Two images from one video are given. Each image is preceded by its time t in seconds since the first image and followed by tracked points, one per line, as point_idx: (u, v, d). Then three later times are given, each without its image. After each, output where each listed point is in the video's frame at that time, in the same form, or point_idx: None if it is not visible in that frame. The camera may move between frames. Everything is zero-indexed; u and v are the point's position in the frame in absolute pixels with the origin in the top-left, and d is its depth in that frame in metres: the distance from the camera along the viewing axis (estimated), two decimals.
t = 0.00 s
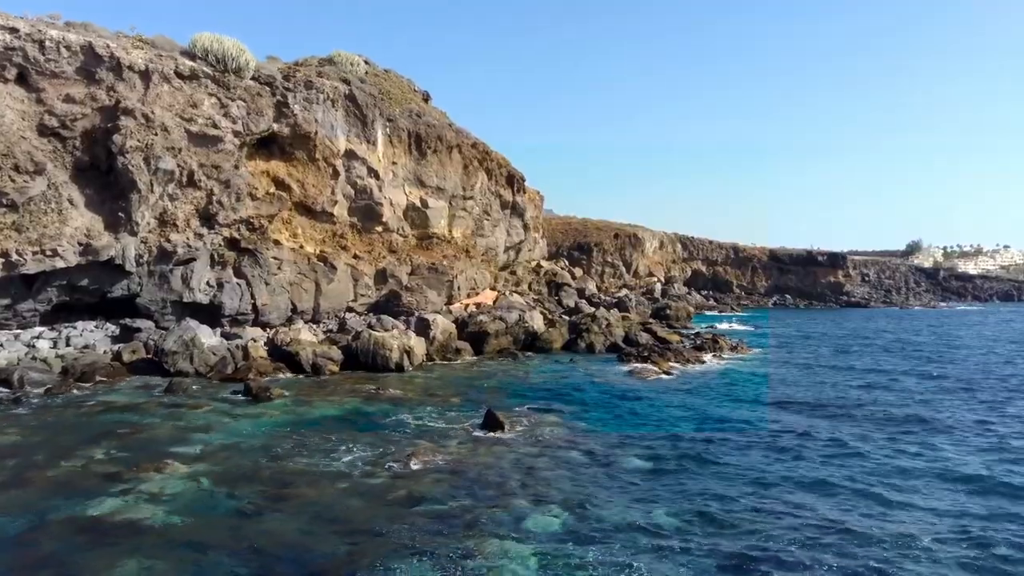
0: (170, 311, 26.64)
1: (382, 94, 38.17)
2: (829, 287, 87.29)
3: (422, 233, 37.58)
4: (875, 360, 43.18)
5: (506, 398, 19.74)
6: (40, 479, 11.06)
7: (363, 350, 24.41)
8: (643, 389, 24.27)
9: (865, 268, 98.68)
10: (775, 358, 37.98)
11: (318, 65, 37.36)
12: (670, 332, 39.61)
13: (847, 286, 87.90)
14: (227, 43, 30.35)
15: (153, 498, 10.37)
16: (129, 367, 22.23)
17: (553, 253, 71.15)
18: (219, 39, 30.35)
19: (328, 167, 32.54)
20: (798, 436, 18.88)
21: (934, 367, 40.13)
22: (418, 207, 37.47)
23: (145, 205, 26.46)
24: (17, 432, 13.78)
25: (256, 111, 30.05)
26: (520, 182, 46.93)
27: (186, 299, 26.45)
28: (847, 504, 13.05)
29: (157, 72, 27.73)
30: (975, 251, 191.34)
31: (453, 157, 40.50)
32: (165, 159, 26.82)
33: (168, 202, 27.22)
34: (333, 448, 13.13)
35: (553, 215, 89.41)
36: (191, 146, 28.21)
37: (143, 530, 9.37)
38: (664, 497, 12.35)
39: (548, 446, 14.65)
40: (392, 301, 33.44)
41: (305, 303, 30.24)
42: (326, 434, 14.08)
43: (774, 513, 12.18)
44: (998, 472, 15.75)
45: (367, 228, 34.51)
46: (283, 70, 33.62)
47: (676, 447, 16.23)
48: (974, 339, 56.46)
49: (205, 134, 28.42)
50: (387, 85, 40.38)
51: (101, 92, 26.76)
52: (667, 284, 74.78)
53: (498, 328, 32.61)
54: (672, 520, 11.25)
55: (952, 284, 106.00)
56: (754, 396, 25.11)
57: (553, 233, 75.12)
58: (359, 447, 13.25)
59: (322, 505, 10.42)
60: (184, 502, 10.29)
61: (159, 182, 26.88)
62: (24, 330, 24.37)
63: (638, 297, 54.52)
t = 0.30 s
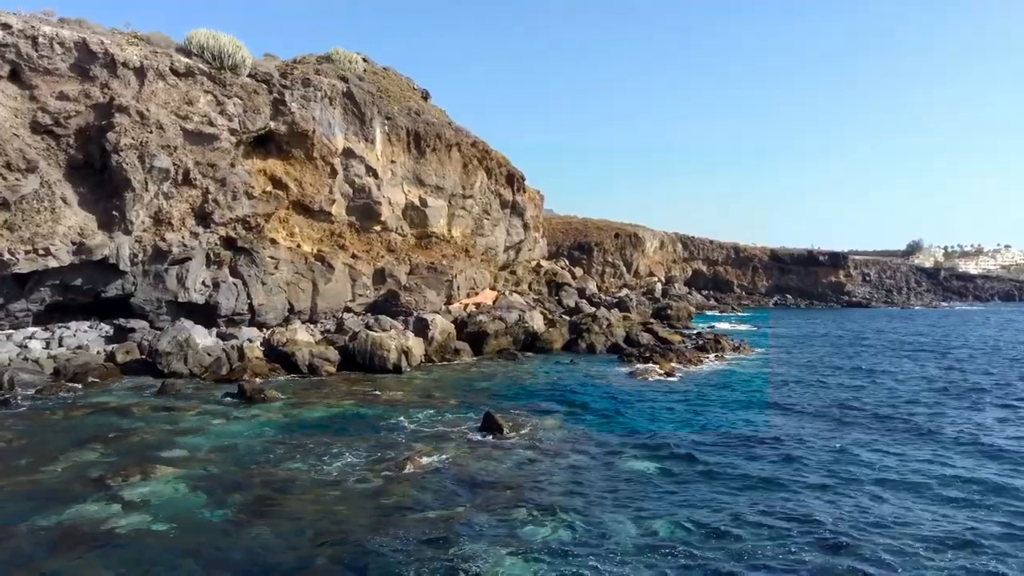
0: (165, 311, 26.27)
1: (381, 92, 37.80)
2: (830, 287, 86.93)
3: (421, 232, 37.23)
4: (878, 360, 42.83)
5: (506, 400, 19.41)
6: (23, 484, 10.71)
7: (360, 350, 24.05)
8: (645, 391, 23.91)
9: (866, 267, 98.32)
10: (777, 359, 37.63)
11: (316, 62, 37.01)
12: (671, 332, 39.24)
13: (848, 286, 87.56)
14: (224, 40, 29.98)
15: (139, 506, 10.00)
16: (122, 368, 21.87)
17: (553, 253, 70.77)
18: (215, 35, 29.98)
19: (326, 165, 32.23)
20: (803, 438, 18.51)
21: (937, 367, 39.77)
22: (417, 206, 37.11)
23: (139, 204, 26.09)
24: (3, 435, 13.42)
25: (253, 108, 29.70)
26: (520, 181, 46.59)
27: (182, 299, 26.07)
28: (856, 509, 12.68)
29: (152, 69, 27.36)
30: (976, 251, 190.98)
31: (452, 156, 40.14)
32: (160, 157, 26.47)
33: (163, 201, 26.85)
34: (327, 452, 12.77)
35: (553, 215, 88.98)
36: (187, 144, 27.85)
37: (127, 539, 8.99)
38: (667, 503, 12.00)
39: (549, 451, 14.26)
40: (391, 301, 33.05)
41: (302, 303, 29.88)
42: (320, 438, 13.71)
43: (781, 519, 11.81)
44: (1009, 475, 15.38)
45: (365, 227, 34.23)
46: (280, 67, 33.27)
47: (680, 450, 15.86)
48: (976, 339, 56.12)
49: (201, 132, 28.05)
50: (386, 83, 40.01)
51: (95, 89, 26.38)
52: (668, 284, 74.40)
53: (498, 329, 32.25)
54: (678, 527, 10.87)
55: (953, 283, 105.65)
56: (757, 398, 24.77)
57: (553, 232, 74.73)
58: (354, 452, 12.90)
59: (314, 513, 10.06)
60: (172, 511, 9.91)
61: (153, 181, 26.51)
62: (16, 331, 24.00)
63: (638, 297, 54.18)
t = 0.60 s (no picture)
0: (160, 311, 25.91)
1: (379, 89, 37.44)
2: (832, 287, 86.53)
3: (420, 231, 36.90)
4: (881, 360, 42.47)
5: (504, 402, 19.09)
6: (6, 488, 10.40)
7: (357, 351, 23.70)
8: (647, 392, 23.57)
9: (868, 267, 97.92)
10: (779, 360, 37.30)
11: (314, 60, 36.68)
12: (672, 332, 38.89)
13: (850, 286, 87.15)
14: (220, 36, 29.64)
15: (124, 513, 9.66)
16: (115, 368, 21.54)
17: (553, 253, 70.43)
18: (211, 32, 29.65)
19: (324, 164, 32.02)
20: (808, 440, 18.16)
21: (941, 367, 39.39)
22: (416, 204, 36.75)
23: (134, 202, 25.76)
24: None
25: (250, 105, 29.37)
26: (520, 180, 46.26)
27: (177, 298, 25.74)
28: (863, 514, 12.32)
29: (147, 65, 27.01)
30: (976, 251, 190.63)
31: (452, 154, 39.78)
32: (155, 154, 26.13)
33: (158, 199, 26.52)
34: (320, 457, 12.43)
35: (553, 215, 88.61)
36: (182, 141, 27.51)
37: (110, 547, 8.65)
38: (670, 509, 11.65)
39: (548, 454, 13.93)
40: (389, 300, 32.66)
41: (299, 303, 29.53)
42: (313, 442, 13.37)
43: (788, 525, 11.45)
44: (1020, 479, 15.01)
45: (363, 226, 34.02)
46: (278, 65, 32.97)
47: (682, 453, 15.54)
48: (980, 339, 55.75)
49: (197, 129, 27.69)
50: (385, 81, 39.67)
51: (90, 85, 26.06)
52: (669, 283, 74.03)
53: (497, 329, 31.88)
54: (682, 535, 10.52)
55: (955, 284, 105.22)
56: (759, 399, 24.44)
57: (553, 232, 74.37)
58: (348, 456, 12.57)
59: (303, 521, 9.70)
60: (158, 517, 9.58)
61: (148, 178, 26.19)
62: (9, 330, 23.70)
63: (639, 297, 53.81)
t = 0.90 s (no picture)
0: (155, 311, 25.56)
1: (378, 88, 37.07)
2: (833, 287, 86.13)
3: (419, 230, 36.54)
4: (883, 361, 42.15)
5: (503, 404, 18.74)
6: None
7: (355, 352, 23.35)
8: (648, 394, 23.24)
9: (869, 267, 97.58)
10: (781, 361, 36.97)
11: (312, 58, 36.28)
12: (673, 333, 38.54)
13: (851, 286, 86.79)
14: (216, 33, 29.27)
15: (108, 522, 9.28)
16: (108, 369, 21.18)
17: (553, 252, 70.05)
18: (207, 29, 29.28)
19: (322, 162, 31.66)
20: (814, 443, 17.79)
21: (945, 368, 39.01)
22: (415, 203, 36.38)
23: (128, 200, 25.40)
24: None
25: (246, 103, 29.00)
26: (520, 180, 45.91)
27: (172, 298, 25.37)
28: (873, 520, 11.94)
29: (142, 62, 26.64)
30: (977, 251, 190.22)
31: (451, 153, 39.42)
32: (150, 152, 25.77)
33: (153, 198, 26.14)
34: (314, 462, 12.07)
35: (553, 215, 88.24)
36: (178, 139, 27.15)
37: (93, 558, 8.27)
38: (675, 516, 11.29)
39: (548, 459, 13.56)
40: (387, 301, 32.28)
41: (296, 303, 29.18)
42: (307, 447, 13.01)
43: (797, 532, 11.10)
44: None
45: (362, 226, 33.69)
46: (275, 62, 32.62)
47: (686, 458, 15.16)
48: (982, 340, 55.41)
49: (193, 127, 27.33)
50: (383, 79, 39.32)
51: (84, 83, 25.68)
52: (669, 284, 73.64)
53: (497, 329, 31.53)
54: (688, 544, 10.14)
55: (956, 284, 104.90)
56: (762, 401, 24.10)
57: (553, 232, 73.97)
58: (343, 461, 12.21)
59: (294, 530, 9.32)
60: (142, 527, 9.20)
61: (143, 177, 25.83)
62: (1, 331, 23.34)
63: (640, 297, 53.41)
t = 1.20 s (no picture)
0: (149, 312, 25.19)
1: (376, 86, 36.69)
2: (834, 287, 85.73)
3: (418, 230, 36.17)
4: (885, 362, 41.81)
5: (504, 407, 18.35)
6: None
7: (352, 353, 23.00)
8: (650, 396, 22.87)
9: (870, 267, 97.24)
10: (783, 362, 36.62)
11: (310, 55, 35.90)
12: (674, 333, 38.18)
13: (852, 286, 86.40)
14: (213, 30, 28.89)
15: (90, 533, 8.89)
16: (101, 371, 20.82)
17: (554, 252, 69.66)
18: (203, 26, 28.90)
19: (320, 161, 31.26)
20: (821, 445, 17.40)
21: (949, 368, 38.63)
22: (413, 203, 35.99)
23: (122, 199, 25.02)
24: None
25: (243, 101, 28.60)
26: (520, 179, 45.53)
27: (166, 299, 25.00)
28: (885, 525, 11.57)
29: (137, 60, 26.26)
30: (977, 251, 189.80)
31: (450, 152, 39.05)
32: (144, 151, 25.40)
33: (147, 197, 25.76)
34: (307, 468, 11.70)
35: (553, 215, 87.86)
36: (173, 138, 26.77)
37: (73, 571, 7.90)
38: (680, 523, 10.92)
39: (548, 464, 13.17)
40: (386, 301, 31.88)
41: (293, 304, 28.83)
42: (301, 451, 12.64)
43: (806, 539, 10.73)
44: None
45: (360, 225, 33.33)
46: (273, 60, 32.23)
47: (690, 462, 14.75)
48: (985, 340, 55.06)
49: (188, 125, 26.96)
50: (382, 77, 38.97)
51: (77, 80, 25.28)
52: (670, 284, 73.25)
53: (497, 329, 31.18)
54: (694, 553, 9.77)
55: (956, 284, 104.54)
56: (766, 403, 23.74)
57: (553, 232, 73.60)
58: (337, 466, 11.84)
59: (284, 541, 8.93)
60: (126, 538, 8.81)
61: (137, 176, 25.46)
62: None
63: (641, 298, 53.04)
